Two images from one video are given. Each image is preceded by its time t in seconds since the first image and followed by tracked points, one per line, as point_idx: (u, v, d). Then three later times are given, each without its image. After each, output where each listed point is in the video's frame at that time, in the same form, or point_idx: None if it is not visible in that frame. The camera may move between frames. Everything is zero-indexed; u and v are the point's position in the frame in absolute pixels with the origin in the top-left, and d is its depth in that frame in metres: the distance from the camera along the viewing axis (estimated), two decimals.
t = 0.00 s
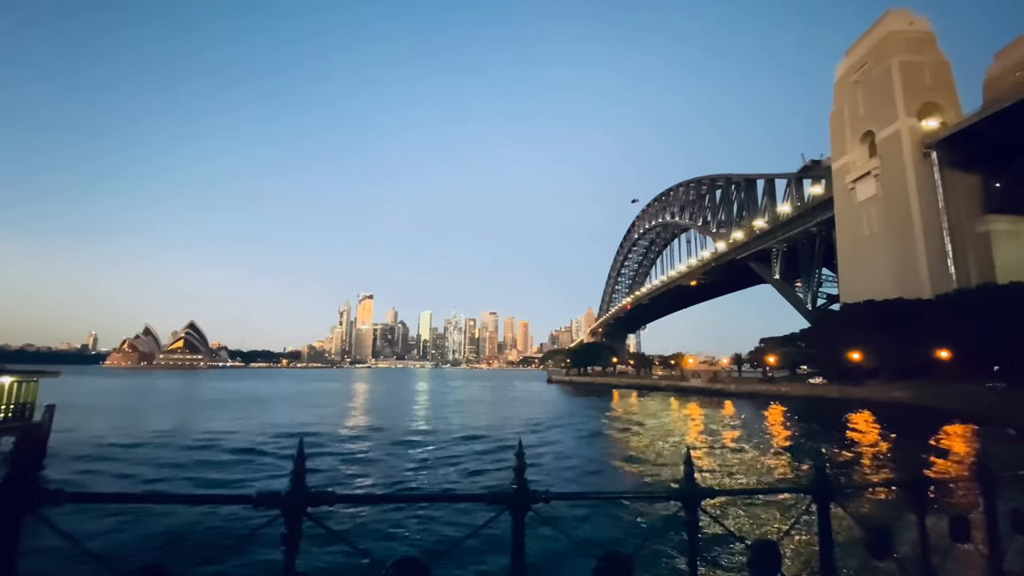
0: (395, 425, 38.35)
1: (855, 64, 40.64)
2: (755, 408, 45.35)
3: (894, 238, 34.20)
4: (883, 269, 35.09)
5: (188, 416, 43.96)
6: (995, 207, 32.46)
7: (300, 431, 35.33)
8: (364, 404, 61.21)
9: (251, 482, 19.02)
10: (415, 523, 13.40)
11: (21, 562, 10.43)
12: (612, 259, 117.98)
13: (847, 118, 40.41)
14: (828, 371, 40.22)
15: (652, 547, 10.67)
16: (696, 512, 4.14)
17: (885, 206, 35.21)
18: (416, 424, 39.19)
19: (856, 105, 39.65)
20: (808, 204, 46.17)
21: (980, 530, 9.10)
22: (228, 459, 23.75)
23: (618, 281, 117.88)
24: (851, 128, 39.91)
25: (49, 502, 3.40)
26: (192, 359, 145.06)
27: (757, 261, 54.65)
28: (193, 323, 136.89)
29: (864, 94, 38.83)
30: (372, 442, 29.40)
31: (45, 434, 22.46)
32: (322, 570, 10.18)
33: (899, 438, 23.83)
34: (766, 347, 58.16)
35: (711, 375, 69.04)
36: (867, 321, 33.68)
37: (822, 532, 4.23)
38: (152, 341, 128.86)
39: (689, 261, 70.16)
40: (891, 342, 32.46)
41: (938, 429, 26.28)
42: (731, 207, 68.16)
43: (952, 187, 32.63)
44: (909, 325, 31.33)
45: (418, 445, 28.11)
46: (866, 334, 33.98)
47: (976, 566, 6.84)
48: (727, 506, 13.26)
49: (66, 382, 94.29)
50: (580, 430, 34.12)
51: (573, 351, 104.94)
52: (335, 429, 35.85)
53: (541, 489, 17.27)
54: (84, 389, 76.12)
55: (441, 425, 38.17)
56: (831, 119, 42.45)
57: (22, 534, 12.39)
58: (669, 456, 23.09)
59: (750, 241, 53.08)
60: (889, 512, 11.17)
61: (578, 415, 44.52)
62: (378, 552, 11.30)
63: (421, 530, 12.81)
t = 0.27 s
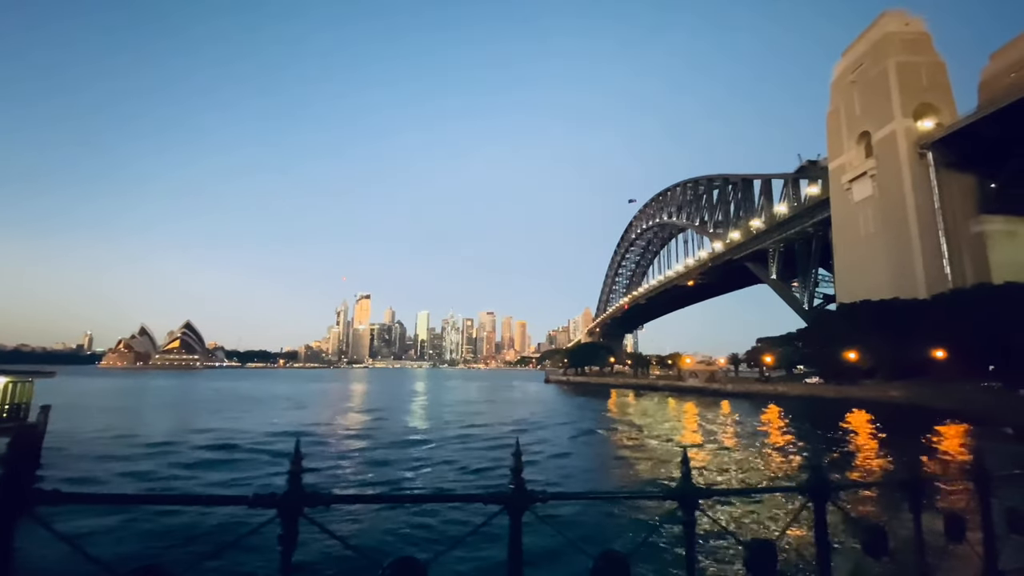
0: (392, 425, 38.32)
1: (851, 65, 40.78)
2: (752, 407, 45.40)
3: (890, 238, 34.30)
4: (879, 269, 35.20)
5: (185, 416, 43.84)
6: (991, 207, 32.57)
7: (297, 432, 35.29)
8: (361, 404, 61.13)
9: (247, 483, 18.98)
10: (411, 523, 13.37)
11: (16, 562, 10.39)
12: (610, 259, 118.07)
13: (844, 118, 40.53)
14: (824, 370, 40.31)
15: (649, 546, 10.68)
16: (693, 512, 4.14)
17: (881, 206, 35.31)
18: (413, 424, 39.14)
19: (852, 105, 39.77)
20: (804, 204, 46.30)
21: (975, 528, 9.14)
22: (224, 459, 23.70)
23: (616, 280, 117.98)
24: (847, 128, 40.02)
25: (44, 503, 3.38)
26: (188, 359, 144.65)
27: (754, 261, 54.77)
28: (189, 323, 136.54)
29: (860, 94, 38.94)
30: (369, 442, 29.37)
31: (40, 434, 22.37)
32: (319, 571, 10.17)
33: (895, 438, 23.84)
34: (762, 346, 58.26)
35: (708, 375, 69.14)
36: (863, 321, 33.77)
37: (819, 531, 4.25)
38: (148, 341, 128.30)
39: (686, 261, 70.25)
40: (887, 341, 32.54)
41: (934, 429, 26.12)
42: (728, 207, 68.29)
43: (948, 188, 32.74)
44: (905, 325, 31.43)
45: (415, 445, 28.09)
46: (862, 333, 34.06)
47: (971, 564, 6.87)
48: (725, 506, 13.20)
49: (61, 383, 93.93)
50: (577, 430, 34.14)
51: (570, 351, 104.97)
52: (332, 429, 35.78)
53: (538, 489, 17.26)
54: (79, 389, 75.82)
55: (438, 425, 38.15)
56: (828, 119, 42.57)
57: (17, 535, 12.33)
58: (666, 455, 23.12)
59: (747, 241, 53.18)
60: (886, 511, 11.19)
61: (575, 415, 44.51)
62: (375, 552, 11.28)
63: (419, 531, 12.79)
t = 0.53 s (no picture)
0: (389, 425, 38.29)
1: (848, 65, 40.89)
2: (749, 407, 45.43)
3: (886, 238, 34.40)
4: (875, 268, 35.30)
5: (181, 416, 43.71)
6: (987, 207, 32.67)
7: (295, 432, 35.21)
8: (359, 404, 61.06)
9: (244, 483, 18.95)
10: (409, 523, 13.35)
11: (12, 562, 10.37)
12: (608, 259, 118.14)
13: (840, 119, 40.65)
14: (821, 370, 40.41)
15: (646, 545, 10.69)
16: (690, 512, 4.14)
17: (877, 206, 35.41)
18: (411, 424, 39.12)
19: (849, 106, 39.88)
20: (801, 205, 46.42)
21: (970, 528, 9.16)
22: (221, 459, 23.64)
23: (613, 280, 118.09)
24: (844, 129, 40.13)
25: (41, 502, 3.36)
26: (185, 359, 144.27)
27: (751, 261, 54.87)
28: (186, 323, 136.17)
29: (857, 95, 39.06)
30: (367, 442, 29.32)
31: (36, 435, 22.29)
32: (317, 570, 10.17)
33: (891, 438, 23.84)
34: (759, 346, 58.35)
35: (705, 375, 69.20)
36: (860, 320, 33.85)
37: (816, 530, 4.26)
38: (144, 341, 127.91)
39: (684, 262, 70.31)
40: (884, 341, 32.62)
41: (932, 429, 26.03)
42: (726, 207, 68.41)
43: (943, 188, 32.87)
44: (901, 325, 31.52)
45: (412, 445, 28.07)
46: (859, 333, 34.15)
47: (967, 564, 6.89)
48: (723, 506, 13.21)
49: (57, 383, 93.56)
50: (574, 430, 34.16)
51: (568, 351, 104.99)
52: (330, 429, 35.73)
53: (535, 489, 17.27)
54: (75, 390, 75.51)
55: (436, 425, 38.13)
56: (825, 120, 42.67)
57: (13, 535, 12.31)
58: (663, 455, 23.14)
59: (744, 241, 53.27)
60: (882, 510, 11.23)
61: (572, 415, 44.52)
62: (372, 552, 11.28)
63: (416, 530, 12.78)
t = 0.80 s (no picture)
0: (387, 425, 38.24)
1: (845, 66, 40.96)
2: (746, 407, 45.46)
3: (883, 238, 34.47)
4: (873, 268, 35.37)
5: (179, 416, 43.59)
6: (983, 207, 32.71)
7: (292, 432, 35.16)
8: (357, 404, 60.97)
9: (241, 483, 18.92)
10: (406, 523, 13.33)
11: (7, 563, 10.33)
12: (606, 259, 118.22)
13: (838, 119, 40.72)
14: (818, 370, 40.47)
15: (643, 545, 10.67)
16: (688, 511, 4.14)
17: (874, 207, 35.49)
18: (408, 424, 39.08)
19: (846, 106, 39.96)
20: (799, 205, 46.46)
21: (966, 526, 9.17)
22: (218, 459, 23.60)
23: (611, 280, 118.19)
24: (841, 129, 40.20)
25: (36, 502, 3.35)
26: (182, 359, 144.00)
27: (748, 261, 54.94)
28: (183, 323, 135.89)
29: (854, 95, 39.13)
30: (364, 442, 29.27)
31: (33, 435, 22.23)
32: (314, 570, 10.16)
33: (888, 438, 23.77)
34: (757, 346, 58.43)
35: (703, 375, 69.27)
36: (857, 320, 33.92)
37: (813, 530, 4.25)
38: (141, 341, 127.51)
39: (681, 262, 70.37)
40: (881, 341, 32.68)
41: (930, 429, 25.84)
42: (723, 207, 68.49)
43: (940, 189, 32.95)
44: (898, 325, 31.58)
45: (410, 445, 28.05)
46: (856, 333, 34.21)
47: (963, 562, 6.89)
48: (720, 506, 13.19)
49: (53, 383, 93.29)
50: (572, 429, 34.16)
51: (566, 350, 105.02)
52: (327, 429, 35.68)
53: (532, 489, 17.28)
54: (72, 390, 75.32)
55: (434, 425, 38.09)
56: (822, 120, 42.75)
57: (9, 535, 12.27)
58: (660, 455, 23.14)
59: (741, 241, 53.33)
60: (878, 509, 11.24)
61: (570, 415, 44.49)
62: (370, 552, 11.27)
63: (413, 530, 12.76)
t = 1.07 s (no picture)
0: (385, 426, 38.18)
1: (843, 66, 41.02)
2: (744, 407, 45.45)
3: (881, 238, 34.53)
4: (871, 268, 35.41)
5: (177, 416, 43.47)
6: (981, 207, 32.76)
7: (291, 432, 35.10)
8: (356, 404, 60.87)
9: (239, 483, 18.89)
10: (404, 523, 13.32)
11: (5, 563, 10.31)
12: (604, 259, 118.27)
13: (836, 120, 40.79)
14: (816, 370, 40.50)
15: (641, 545, 10.66)
16: (686, 512, 4.15)
17: (872, 207, 35.55)
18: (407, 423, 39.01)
19: (844, 107, 40.02)
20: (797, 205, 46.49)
21: (963, 525, 9.17)
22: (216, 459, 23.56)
23: (610, 280, 118.23)
24: (839, 129, 40.27)
25: (33, 503, 3.33)
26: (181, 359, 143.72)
27: (747, 261, 54.95)
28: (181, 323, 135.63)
29: (852, 96, 39.19)
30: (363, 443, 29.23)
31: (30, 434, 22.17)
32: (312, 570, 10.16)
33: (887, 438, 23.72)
34: (755, 346, 58.47)
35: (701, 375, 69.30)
36: (855, 320, 33.97)
37: (811, 531, 4.26)
38: (139, 341, 127.27)
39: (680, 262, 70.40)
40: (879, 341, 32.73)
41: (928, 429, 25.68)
42: (722, 207, 68.54)
43: (938, 189, 33.01)
44: (895, 325, 31.65)
45: (409, 445, 28.01)
46: (854, 333, 34.25)
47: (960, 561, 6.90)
48: (718, 505, 13.18)
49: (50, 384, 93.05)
50: (571, 430, 34.13)
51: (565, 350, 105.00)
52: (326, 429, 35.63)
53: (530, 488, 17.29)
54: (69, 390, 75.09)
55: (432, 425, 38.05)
56: (820, 120, 42.80)
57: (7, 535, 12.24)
58: (658, 454, 23.11)
59: (740, 241, 53.35)
60: (876, 508, 11.25)
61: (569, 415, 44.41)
62: (368, 552, 11.27)
63: (411, 530, 12.75)
